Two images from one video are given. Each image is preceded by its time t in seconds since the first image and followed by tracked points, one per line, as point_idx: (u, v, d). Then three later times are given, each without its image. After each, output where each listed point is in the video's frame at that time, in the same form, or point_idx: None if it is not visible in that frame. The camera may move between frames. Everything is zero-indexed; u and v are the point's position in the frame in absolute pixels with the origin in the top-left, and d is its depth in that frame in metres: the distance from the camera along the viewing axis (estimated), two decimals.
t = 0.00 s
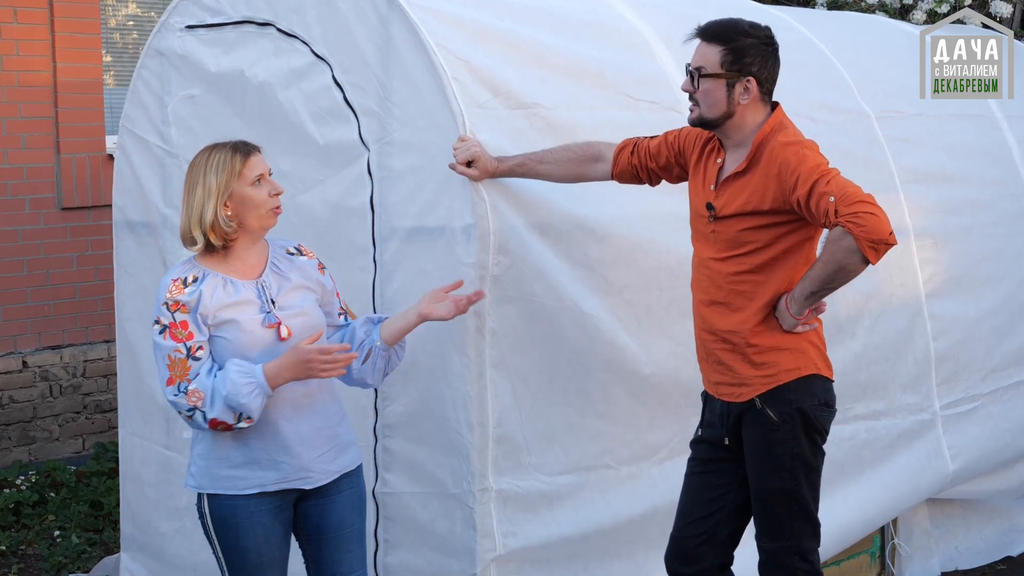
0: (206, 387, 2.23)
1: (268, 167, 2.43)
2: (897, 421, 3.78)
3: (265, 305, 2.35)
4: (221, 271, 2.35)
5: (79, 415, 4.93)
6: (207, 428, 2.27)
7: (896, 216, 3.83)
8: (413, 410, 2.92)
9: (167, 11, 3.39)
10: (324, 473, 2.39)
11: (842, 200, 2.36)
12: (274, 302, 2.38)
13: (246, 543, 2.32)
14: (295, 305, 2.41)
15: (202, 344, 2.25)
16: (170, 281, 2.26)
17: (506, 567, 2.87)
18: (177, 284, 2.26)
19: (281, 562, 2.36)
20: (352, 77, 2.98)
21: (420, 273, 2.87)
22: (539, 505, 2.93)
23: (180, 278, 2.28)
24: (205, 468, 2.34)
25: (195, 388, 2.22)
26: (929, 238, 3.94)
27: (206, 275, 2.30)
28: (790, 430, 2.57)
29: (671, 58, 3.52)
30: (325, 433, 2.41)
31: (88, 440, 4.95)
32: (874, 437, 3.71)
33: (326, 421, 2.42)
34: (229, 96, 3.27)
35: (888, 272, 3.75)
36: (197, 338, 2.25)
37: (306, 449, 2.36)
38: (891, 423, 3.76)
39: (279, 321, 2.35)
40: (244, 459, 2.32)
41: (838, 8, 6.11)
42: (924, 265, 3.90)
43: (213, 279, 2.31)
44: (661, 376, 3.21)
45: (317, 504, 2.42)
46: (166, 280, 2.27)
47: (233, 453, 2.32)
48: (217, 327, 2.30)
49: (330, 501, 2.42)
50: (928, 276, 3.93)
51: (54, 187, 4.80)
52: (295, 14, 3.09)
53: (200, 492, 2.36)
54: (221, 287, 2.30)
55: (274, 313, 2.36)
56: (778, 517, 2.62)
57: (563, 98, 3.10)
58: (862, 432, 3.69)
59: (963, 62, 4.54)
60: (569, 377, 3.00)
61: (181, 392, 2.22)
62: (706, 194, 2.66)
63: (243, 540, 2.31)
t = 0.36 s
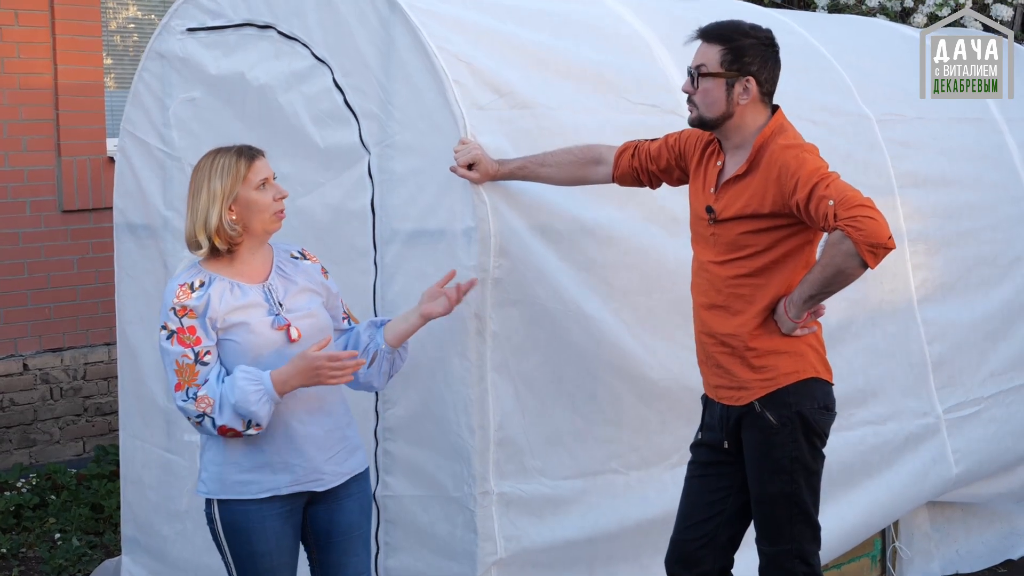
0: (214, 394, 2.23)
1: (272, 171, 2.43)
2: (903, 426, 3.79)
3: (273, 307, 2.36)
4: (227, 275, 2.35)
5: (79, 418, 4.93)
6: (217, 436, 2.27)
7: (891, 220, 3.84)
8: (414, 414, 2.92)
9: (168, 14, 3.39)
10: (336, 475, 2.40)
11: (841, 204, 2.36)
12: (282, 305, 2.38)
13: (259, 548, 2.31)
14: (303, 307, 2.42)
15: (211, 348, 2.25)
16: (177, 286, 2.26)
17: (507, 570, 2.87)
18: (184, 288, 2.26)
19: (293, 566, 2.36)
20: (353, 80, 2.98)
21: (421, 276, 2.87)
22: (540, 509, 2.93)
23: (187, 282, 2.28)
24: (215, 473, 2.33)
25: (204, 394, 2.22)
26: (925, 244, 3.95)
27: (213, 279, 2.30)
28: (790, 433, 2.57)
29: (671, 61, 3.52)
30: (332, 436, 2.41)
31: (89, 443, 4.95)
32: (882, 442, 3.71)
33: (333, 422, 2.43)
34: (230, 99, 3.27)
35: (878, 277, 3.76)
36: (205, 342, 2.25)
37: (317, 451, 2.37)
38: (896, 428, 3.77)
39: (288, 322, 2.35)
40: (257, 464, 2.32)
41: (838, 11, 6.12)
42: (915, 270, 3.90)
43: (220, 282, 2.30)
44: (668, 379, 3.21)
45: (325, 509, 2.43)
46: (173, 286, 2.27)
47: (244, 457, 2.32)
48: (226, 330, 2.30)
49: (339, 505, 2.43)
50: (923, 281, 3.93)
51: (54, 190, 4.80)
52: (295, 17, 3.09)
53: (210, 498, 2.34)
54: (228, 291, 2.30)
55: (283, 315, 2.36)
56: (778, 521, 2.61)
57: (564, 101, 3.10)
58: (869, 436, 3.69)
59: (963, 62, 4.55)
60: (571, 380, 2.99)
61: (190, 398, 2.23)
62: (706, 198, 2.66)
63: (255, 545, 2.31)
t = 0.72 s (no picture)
0: (229, 402, 2.24)
1: (275, 178, 2.44)
2: (905, 433, 3.80)
3: (276, 314, 2.36)
4: (230, 282, 2.35)
5: (82, 423, 4.94)
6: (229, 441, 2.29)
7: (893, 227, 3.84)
8: (417, 419, 2.93)
9: (172, 20, 3.40)
10: (332, 480, 2.40)
11: (845, 210, 2.35)
12: (285, 312, 2.39)
13: (261, 553, 2.32)
14: (305, 314, 2.43)
15: (215, 355, 2.26)
16: (180, 292, 2.27)
17: None
18: (187, 295, 2.26)
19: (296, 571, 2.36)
20: (357, 86, 2.99)
21: (425, 282, 2.88)
22: (544, 515, 2.93)
23: (190, 289, 2.28)
24: (217, 478, 2.34)
25: (218, 402, 2.23)
26: (923, 252, 3.96)
27: (216, 286, 2.31)
28: (792, 439, 2.57)
29: (674, 67, 3.53)
30: (334, 441, 2.42)
31: (92, 448, 4.96)
32: (885, 449, 3.72)
33: (338, 427, 2.44)
34: (234, 105, 3.28)
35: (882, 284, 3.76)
36: (210, 349, 2.26)
37: (315, 457, 2.37)
38: (900, 435, 3.77)
39: (290, 330, 2.36)
40: (257, 469, 2.32)
41: (841, 18, 6.14)
42: (916, 278, 3.91)
43: (223, 289, 2.31)
44: (679, 389, 3.17)
45: (329, 514, 2.43)
46: (176, 292, 2.27)
47: (243, 461, 2.32)
48: (228, 337, 2.31)
49: (341, 511, 2.44)
50: (924, 289, 3.94)
51: (58, 195, 4.81)
52: (300, 23, 3.09)
53: (213, 503, 2.35)
54: (231, 298, 2.31)
55: (285, 322, 2.37)
56: (779, 527, 2.61)
57: (567, 107, 3.11)
58: (875, 443, 3.69)
59: (963, 62, 4.56)
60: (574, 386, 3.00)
61: (201, 404, 2.23)
62: (709, 205, 2.67)
63: (258, 551, 2.31)
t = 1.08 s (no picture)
0: (226, 400, 2.23)
1: (271, 174, 2.44)
2: (896, 431, 3.78)
3: (271, 311, 2.36)
4: (226, 279, 2.35)
5: (83, 421, 4.94)
6: (227, 439, 2.29)
7: (894, 224, 3.83)
8: (418, 418, 2.93)
9: (173, 18, 3.40)
10: (330, 477, 2.40)
11: (831, 222, 2.27)
12: (280, 309, 2.39)
13: (259, 551, 2.31)
14: (300, 311, 2.43)
15: (211, 353, 2.26)
16: (176, 290, 2.26)
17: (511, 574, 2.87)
18: (183, 293, 2.26)
19: (293, 569, 2.36)
20: (358, 84, 2.99)
21: (425, 281, 2.87)
22: (545, 513, 2.93)
23: (186, 286, 2.28)
24: (214, 476, 2.34)
25: (215, 400, 2.23)
26: (932, 248, 3.95)
27: (212, 284, 2.30)
28: (791, 438, 2.57)
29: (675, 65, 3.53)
30: (331, 438, 2.42)
31: (93, 446, 4.96)
32: (876, 447, 3.71)
33: (335, 425, 2.44)
34: (234, 103, 3.28)
35: (886, 283, 3.76)
36: (206, 347, 2.25)
37: (312, 454, 2.37)
38: (890, 433, 3.76)
39: (285, 327, 2.36)
40: (253, 467, 2.31)
41: (843, 16, 6.13)
42: (924, 276, 3.91)
43: (219, 287, 2.31)
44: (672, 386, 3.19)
45: (326, 512, 2.43)
46: (172, 290, 2.27)
47: (239, 459, 2.31)
48: (224, 335, 2.31)
49: (339, 508, 2.44)
50: (932, 286, 3.94)
51: (59, 193, 4.80)
52: (300, 21, 3.09)
53: (209, 501, 2.35)
54: (227, 295, 2.31)
55: (281, 319, 2.37)
56: (778, 525, 2.61)
57: (567, 106, 3.11)
58: (865, 442, 3.68)
59: (963, 63, 4.55)
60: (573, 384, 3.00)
61: (198, 403, 2.22)
62: (705, 203, 2.66)
63: (256, 548, 2.31)
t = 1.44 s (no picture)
0: (225, 401, 2.23)
1: (272, 172, 2.44)
2: (891, 428, 3.77)
3: (273, 310, 2.36)
4: (229, 278, 2.35)
5: (84, 420, 4.94)
6: (226, 439, 2.29)
7: (899, 222, 3.82)
8: (418, 417, 2.92)
9: (173, 16, 3.40)
10: (335, 476, 2.41)
11: (726, 250, 2.43)
12: (281, 308, 2.38)
13: (261, 549, 2.31)
14: (302, 309, 2.42)
15: (212, 352, 2.26)
16: (177, 290, 2.27)
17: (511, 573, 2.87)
18: (184, 292, 2.26)
19: (295, 567, 2.36)
20: (358, 83, 2.98)
21: (426, 279, 2.87)
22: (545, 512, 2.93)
23: (187, 286, 2.28)
24: (217, 475, 2.34)
25: (213, 401, 2.22)
26: (938, 246, 3.96)
27: (213, 282, 2.31)
28: (793, 436, 2.57)
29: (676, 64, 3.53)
30: (333, 437, 2.42)
31: (94, 445, 4.96)
32: (866, 444, 3.70)
33: (336, 424, 2.44)
34: (235, 102, 3.27)
35: (891, 282, 3.75)
36: (207, 346, 2.25)
37: (316, 453, 2.38)
38: (885, 430, 3.76)
39: (288, 325, 2.35)
40: (256, 466, 2.32)
41: (843, 15, 6.13)
42: (930, 273, 3.91)
43: (220, 286, 2.31)
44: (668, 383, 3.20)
45: (330, 509, 2.43)
46: (173, 289, 2.27)
47: (242, 459, 2.32)
48: (226, 334, 2.30)
49: (342, 505, 2.43)
50: (939, 284, 3.94)
51: (59, 192, 4.80)
52: (300, 20, 3.09)
53: (212, 499, 2.35)
54: (228, 294, 2.30)
55: (283, 318, 2.36)
56: (781, 524, 2.61)
57: (567, 105, 3.10)
58: (855, 439, 3.67)
59: (963, 62, 4.54)
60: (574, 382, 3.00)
61: (198, 403, 2.22)
62: (703, 197, 2.70)
63: (258, 546, 2.31)
